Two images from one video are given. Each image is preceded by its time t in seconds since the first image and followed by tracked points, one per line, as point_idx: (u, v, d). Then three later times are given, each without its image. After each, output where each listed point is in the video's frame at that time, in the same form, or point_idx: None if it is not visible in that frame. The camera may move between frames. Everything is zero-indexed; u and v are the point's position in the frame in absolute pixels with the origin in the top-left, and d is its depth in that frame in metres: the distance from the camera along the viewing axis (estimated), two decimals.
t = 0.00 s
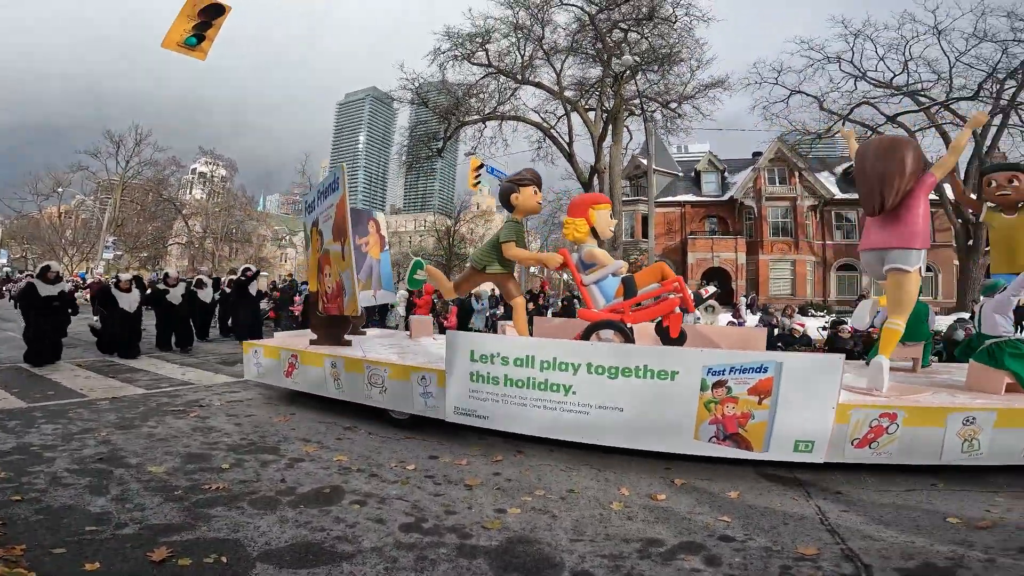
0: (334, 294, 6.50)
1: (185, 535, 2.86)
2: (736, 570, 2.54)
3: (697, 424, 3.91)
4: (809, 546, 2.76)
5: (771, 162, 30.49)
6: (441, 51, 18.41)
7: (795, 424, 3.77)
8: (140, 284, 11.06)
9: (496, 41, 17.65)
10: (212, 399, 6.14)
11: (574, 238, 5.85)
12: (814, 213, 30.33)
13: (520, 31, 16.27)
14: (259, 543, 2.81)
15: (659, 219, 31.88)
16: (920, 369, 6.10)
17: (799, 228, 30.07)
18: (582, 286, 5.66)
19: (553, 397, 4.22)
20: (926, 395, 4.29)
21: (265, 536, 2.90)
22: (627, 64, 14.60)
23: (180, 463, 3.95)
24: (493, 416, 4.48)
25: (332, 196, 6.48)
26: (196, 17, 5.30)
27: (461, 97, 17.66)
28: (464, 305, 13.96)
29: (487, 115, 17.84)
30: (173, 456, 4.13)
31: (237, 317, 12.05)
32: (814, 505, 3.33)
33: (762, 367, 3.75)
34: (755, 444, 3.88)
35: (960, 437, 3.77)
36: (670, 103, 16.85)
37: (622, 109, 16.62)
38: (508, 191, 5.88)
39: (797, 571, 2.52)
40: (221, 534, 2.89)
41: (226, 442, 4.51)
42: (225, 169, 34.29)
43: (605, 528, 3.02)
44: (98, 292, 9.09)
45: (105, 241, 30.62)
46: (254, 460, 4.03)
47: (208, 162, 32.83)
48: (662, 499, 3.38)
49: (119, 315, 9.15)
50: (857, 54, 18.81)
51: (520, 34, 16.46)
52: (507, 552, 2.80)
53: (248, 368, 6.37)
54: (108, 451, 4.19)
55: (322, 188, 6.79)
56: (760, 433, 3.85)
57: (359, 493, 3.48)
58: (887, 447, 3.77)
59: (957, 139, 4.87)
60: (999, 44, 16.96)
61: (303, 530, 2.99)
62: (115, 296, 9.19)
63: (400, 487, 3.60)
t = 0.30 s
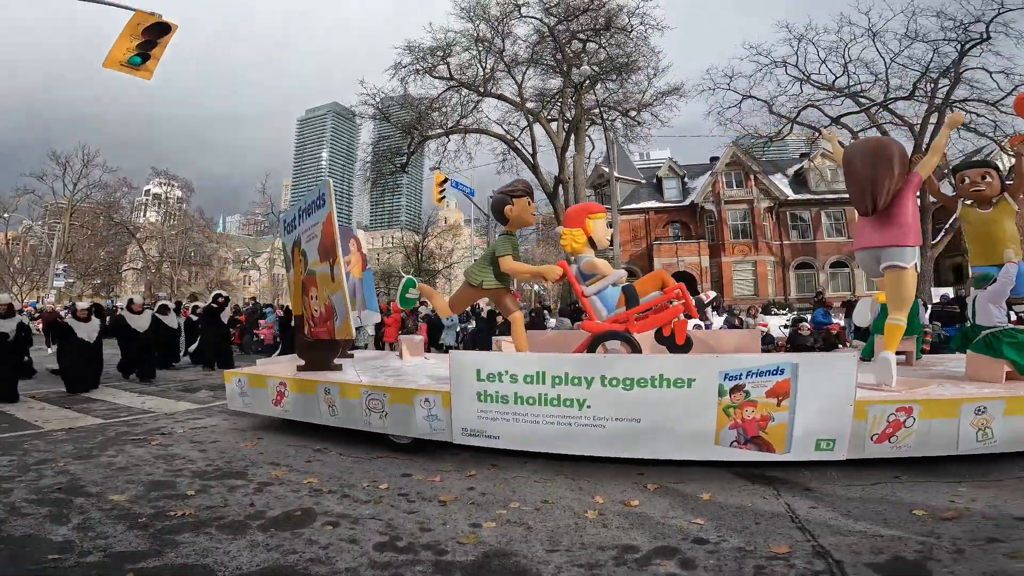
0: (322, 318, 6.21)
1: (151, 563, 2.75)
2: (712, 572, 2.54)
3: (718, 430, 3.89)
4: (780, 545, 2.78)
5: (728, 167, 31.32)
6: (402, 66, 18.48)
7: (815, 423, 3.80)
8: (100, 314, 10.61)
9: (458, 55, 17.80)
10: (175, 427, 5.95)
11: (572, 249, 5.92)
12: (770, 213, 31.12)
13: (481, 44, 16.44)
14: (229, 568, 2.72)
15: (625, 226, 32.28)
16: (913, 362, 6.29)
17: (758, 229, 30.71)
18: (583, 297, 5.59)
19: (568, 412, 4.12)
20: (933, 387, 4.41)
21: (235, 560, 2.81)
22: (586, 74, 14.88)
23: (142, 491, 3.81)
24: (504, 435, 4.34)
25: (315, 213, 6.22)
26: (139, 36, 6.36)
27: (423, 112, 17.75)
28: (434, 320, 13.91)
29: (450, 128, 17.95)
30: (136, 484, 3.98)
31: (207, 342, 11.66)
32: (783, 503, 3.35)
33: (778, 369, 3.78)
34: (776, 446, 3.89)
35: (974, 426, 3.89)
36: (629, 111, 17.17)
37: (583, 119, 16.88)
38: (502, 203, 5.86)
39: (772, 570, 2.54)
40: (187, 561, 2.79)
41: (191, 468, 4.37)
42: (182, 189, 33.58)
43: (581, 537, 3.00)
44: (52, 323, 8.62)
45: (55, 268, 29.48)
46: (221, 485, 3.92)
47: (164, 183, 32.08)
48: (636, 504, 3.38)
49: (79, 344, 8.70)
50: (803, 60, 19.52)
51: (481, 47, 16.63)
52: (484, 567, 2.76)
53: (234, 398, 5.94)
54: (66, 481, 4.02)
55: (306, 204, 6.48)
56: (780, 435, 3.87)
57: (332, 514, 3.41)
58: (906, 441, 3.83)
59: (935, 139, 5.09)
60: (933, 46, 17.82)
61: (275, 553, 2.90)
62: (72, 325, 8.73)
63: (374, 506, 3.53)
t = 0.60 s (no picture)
0: (321, 323, 6.07)
1: (121, 573, 2.68)
2: (693, 571, 2.56)
3: (742, 428, 3.89)
4: (760, 541, 2.82)
5: (702, 169, 31.75)
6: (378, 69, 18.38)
7: (838, 417, 3.85)
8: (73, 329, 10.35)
9: (435, 57, 17.74)
10: (146, 436, 5.82)
11: (581, 248, 5.84)
12: (744, 214, 31.52)
13: (458, 47, 16.42)
14: None
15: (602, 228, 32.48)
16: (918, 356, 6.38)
17: (732, 230, 31.09)
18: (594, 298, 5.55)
19: (589, 415, 4.03)
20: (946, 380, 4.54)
21: (211, 568, 2.75)
22: (562, 77, 14.95)
23: (111, 500, 3.72)
24: (521, 440, 4.20)
25: (314, 214, 6.10)
26: (103, 38, 6.24)
27: (399, 114, 17.67)
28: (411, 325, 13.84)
29: (428, 131, 17.91)
30: (104, 493, 3.88)
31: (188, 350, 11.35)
32: (761, 499, 3.39)
33: (802, 364, 3.82)
34: (800, 441, 3.91)
35: (991, 417, 4.01)
36: (606, 114, 17.30)
37: (560, 121, 16.97)
38: (509, 202, 5.82)
39: (752, 568, 2.55)
40: (159, 570, 2.72)
41: (162, 477, 4.27)
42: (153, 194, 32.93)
43: (563, 538, 3.00)
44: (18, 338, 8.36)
45: (17, 276, 28.55)
46: (193, 493, 3.84)
47: (133, 188, 31.47)
48: (616, 504, 3.40)
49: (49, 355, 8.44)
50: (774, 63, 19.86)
51: (459, 49, 16.61)
52: (465, 570, 2.74)
53: (224, 410, 5.56)
54: (31, 491, 3.90)
55: (304, 205, 6.33)
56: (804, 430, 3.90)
57: (310, 520, 3.36)
58: (926, 433, 3.92)
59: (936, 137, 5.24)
60: (898, 48, 18.31)
61: (251, 561, 2.85)
62: (40, 338, 8.46)
63: (353, 512, 3.48)
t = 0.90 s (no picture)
0: (337, 324, 6.03)
1: None
2: (682, 574, 2.56)
3: (778, 429, 3.92)
4: (747, 544, 2.83)
5: (690, 173, 31.89)
6: (369, 70, 18.36)
7: (871, 417, 3.92)
8: (64, 332, 10.17)
9: (427, 59, 17.73)
10: (128, 437, 5.75)
11: (605, 249, 5.85)
12: (732, 219, 31.70)
13: (451, 49, 16.42)
14: None
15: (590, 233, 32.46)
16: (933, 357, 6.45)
17: (721, 234, 31.21)
18: (617, 299, 5.60)
19: (622, 418, 3.99)
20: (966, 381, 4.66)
21: (194, 571, 2.72)
22: (554, 80, 14.99)
23: (93, 502, 3.67)
24: (550, 445, 4.13)
25: (334, 211, 6.06)
26: (91, 36, 6.18)
27: (391, 116, 17.67)
28: (399, 327, 13.76)
29: (418, 133, 17.90)
30: (85, 495, 3.83)
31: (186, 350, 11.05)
32: (748, 502, 3.41)
33: (837, 366, 3.88)
34: (833, 442, 3.96)
35: (1016, 416, 4.15)
36: (596, 118, 17.36)
37: (552, 125, 17.00)
38: (531, 204, 5.80)
39: (740, 569, 2.56)
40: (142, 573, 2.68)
41: (145, 480, 4.23)
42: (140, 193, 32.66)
43: (552, 541, 2.99)
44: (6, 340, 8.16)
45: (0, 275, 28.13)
46: (177, 496, 3.80)
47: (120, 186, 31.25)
48: (606, 507, 3.40)
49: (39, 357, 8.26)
50: (763, 69, 20.00)
51: (451, 51, 16.61)
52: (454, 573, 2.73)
53: (231, 415, 5.36)
54: (10, 493, 3.84)
55: (325, 201, 6.30)
56: (838, 431, 3.95)
57: (296, 523, 3.34)
58: (957, 432, 4.03)
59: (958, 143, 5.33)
60: (885, 56, 18.55)
61: (236, 564, 2.82)
62: (28, 340, 8.26)
63: (340, 515, 3.46)
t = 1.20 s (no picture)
0: (380, 324, 5.75)
1: (119, 572, 2.68)
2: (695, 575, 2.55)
3: (846, 430, 3.89)
4: (763, 546, 2.81)
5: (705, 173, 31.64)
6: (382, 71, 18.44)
7: (940, 418, 3.92)
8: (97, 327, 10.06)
9: (439, 59, 17.76)
10: (147, 435, 5.83)
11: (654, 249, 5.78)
12: (747, 220, 31.40)
13: (463, 49, 16.44)
14: None
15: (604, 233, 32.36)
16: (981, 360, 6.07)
17: (736, 235, 30.94)
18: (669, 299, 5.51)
19: (682, 420, 3.92)
20: None
21: (209, 570, 2.74)
22: (567, 80, 14.95)
23: (112, 499, 3.72)
24: (605, 448, 4.04)
25: (378, 206, 5.73)
26: (111, 38, 6.27)
27: (404, 116, 17.77)
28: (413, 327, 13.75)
29: (431, 134, 17.95)
30: (104, 492, 3.89)
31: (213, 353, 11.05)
32: (764, 504, 3.39)
33: (908, 365, 3.86)
34: (901, 443, 3.95)
35: None
36: (609, 118, 17.31)
37: (564, 126, 16.98)
38: (581, 201, 5.72)
39: (755, 571, 2.55)
40: (159, 570, 2.72)
41: (162, 477, 4.28)
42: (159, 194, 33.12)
43: (565, 542, 2.99)
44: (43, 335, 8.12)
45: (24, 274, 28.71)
46: (194, 494, 3.83)
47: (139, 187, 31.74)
48: (618, 508, 3.39)
49: (72, 360, 8.19)
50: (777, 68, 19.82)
51: (463, 52, 16.62)
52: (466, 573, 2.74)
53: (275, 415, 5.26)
54: (31, 490, 3.90)
55: (367, 195, 5.98)
56: (906, 432, 3.94)
57: (310, 521, 3.36)
58: None
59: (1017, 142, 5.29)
60: (904, 55, 18.31)
61: (251, 562, 2.85)
62: (63, 339, 8.19)
63: (353, 514, 3.48)
